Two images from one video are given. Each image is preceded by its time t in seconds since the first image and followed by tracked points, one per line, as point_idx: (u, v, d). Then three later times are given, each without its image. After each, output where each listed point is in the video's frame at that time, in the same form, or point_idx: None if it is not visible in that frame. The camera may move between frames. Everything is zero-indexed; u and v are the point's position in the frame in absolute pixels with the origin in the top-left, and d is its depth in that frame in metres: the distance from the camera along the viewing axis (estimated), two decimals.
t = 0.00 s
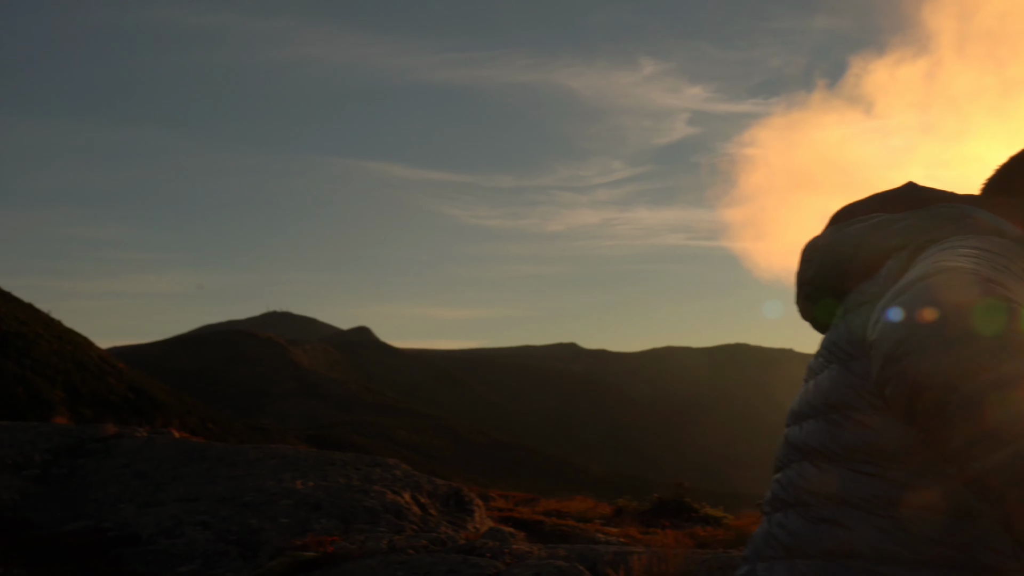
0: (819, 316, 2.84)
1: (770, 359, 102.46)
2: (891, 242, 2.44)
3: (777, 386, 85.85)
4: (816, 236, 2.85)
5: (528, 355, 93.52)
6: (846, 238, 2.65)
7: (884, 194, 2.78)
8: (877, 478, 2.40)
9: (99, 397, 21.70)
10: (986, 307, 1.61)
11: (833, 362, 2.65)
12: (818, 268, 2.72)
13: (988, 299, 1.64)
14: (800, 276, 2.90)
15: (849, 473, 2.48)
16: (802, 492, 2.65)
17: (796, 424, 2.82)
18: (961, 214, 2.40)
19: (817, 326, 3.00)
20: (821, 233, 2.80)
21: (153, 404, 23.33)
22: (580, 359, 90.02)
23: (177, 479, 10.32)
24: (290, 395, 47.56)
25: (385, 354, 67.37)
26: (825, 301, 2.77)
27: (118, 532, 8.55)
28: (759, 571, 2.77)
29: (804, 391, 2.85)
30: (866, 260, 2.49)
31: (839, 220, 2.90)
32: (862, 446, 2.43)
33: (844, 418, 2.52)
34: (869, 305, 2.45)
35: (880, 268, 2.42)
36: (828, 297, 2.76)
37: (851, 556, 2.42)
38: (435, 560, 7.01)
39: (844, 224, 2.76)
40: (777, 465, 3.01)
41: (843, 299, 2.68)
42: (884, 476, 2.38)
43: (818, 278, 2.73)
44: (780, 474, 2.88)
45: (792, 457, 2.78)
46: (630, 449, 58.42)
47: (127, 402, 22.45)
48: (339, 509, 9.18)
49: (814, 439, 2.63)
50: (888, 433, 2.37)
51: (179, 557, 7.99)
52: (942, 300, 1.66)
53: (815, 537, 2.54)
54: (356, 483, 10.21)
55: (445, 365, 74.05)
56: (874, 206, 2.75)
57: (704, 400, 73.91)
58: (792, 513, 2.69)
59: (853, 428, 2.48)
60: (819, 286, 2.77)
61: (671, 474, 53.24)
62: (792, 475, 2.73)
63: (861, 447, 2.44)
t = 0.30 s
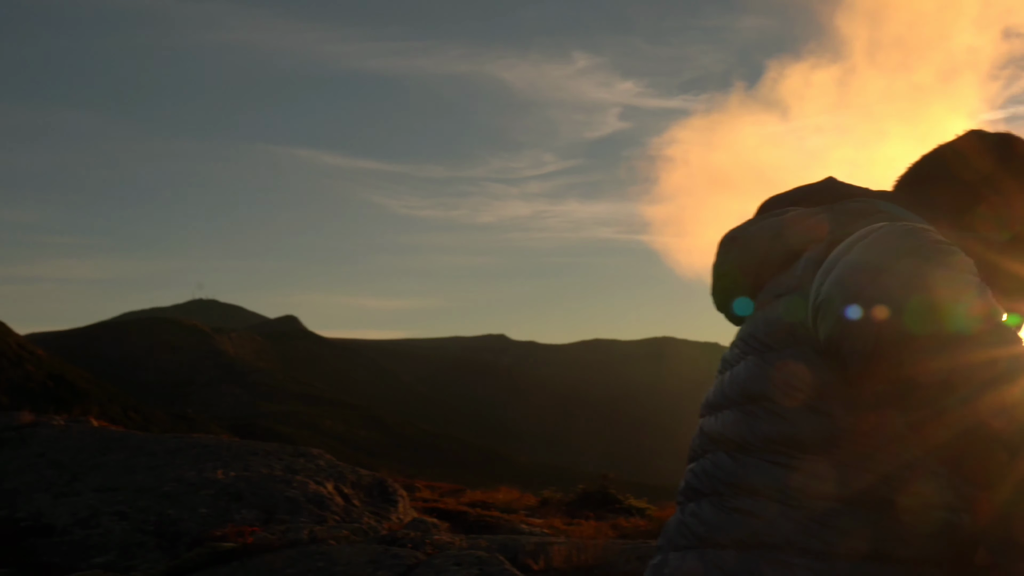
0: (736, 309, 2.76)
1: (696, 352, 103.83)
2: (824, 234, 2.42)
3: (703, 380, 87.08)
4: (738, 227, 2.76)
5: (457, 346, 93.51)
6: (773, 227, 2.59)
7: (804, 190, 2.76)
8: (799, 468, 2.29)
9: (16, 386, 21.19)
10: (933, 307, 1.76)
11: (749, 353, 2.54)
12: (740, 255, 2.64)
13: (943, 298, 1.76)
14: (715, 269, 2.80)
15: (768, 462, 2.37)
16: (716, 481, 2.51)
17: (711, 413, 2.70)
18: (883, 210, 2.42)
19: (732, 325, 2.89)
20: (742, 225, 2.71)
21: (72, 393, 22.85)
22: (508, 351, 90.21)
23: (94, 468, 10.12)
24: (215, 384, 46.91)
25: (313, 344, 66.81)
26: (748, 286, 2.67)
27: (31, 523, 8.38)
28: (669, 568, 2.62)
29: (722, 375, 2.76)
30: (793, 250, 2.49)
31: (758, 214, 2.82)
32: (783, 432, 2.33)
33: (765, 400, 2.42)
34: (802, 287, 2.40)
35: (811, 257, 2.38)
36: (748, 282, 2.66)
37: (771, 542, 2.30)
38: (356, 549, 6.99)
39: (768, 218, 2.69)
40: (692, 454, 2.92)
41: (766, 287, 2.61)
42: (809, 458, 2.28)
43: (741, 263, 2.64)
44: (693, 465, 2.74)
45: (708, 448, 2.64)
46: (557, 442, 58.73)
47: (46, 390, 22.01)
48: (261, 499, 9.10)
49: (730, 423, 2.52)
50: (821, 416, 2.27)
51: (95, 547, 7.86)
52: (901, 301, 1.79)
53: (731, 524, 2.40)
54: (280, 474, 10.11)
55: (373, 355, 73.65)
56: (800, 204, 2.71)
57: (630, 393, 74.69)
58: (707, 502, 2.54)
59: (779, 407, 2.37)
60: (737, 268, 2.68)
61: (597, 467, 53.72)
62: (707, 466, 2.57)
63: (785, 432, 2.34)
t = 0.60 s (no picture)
0: (704, 304, 2.77)
1: (667, 353, 104.24)
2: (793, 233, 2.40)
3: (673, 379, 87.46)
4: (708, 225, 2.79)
5: (428, 344, 93.39)
6: (744, 221, 2.60)
7: (774, 192, 2.77)
8: (765, 466, 2.30)
9: None
10: (906, 313, 1.66)
11: (714, 351, 2.56)
12: (709, 252, 2.65)
13: (906, 302, 1.66)
14: (683, 270, 2.82)
15: (738, 459, 2.38)
16: (683, 480, 2.53)
17: (677, 406, 2.72)
18: (850, 211, 2.39)
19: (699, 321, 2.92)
20: (712, 226, 2.72)
21: (38, 388, 22.60)
22: (478, 350, 90.17)
23: (58, 464, 10.03)
24: (183, 380, 46.58)
25: (283, 341, 66.50)
26: (717, 281, 2.67)
27: None
28: (632, 565, 2.64)
29: (688, 371, 2.76)
30: (762, 247, 2.49)
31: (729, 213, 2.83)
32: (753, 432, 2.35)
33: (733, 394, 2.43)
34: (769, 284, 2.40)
35: (779, 255, 2.37)
36: (717, 277, 2.66)
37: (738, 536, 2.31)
38: (321, 547, 6.97)
39: (737, 217, 2.71)
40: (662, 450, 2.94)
41: (735, 283, 2.60)
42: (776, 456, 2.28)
43: (711, 260, 2.65)
44: (658, 460, 2.77)
45: (674, 445, 2.66)
46: (526, 442, 58.79)
47: (11, 386, 21.77)
48: (226, 496, 9.06)
49: (697, 421, 2.54)
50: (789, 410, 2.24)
51: (57, 543, 7.79)
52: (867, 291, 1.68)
53: (702, 522, 2.41)
54: (246, 470, 10.07)
55: (344, 352, 73.41)
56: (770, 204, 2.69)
57: (601, 392, 74.87)
58: (671, 499, 2.57)
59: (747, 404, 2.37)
60: (707, 264, 2.68)
61: (566, 466, 53.81)
62: (672, 461, 2.61)
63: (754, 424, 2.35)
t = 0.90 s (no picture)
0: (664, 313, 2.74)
1: (631, 356, 104.71)
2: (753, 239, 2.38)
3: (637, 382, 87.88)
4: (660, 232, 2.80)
5: (393, 345, 93.20)
6: (696, 231, 2.60)
7: (727, 199, 2.78)
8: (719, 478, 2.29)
9: None
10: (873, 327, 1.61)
11: (676, 354, 2.51)
12: (670, 256, 2.64)
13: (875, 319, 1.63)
14: (638, 276, 2.84)
15: (695, 463, 2.36)
16: (643, 484, 2.49)
17: (635, 411, 2.71)
18: (804, 211, 2.39)
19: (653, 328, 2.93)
20: (668, 234, 2.71)
21: None
22: (442, 351, 90.10)
23: (13, 465, 9.88)
24: (144, 381, 46.14)
25: (246, 341, 66.06)
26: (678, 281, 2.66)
27: None
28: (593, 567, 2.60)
29: (647, 376, 2.73)
30: (718, 253, 2.48)
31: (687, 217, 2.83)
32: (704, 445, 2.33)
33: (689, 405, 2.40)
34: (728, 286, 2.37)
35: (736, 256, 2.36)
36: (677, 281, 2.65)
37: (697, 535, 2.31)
38: (280, 549, 6.93)
39: (695, 220, 2.70)
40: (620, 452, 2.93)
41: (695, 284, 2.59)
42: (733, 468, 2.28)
43: (672, 263, 2.64)
44: (617, 465, 2.73)
45: (633, 448, 2.62)
46: (489, 443, 58.84)
47: None
48: (185, 497, 8.98)
49: (654, 431, 2.52)
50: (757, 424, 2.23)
51: (11, 545, 7.65)
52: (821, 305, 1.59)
53: (658, 529, 2.39)
54: (205, 472, 9.98)
55: (307, 353, 73.04)
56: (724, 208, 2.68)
57: (564, 394, 75.06)
58: (623, 506, 2.56)
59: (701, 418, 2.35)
60: (668, 269, 2.67)
61: (530, 468, 53.90)
62: (631, 467, 2.56)
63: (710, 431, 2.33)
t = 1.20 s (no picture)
0: (604, 314, 2.79)
1: (588, 358, 104.96)
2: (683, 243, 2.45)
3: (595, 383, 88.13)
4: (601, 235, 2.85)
5: (350, 345, 92.72)
6: (632, 232, 2.67)
7: (664, 203, 2.83)
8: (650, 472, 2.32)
9: None
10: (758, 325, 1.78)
11: (615, 354, 2.58)
12: (608, 258, 2.70)
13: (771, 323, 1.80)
14: (579, 279, 2.89)
15: (635, 458, 2.39)
16: (587, 486, 2.52)
17: (578, 414, 2.75)
18: (738, 209, 2.48)
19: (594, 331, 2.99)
20: (605, 238, 2.78)
21: None
22: (400, 352, 89.79)
23: None
24: (97, 381, 45.51)
25: (201, 341, 65.38)
26: (617, 284, 2.70)
27: None
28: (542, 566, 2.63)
29: (591, 377, 2.78)
30: (653, 252, 2.55)
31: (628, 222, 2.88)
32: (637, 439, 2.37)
33: (628, 402, 2.44)
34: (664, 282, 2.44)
35: (670, 254, 2.44)
36: (615, 282, 2.69)
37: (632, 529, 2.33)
38: (231, 549, 6.87)
39: (634, 222, 2.77)
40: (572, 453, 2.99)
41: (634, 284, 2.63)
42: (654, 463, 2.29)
43: (612, 265, 2.70)
44: (564, 469, 2.75)
45: (578, 452, 2.65)
46: (447, 443, 58.71)
47: None
48: (135, 498, 8.88)
49: (595, 430, 2.56)
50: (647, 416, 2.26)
51: None
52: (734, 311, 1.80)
53: (601, 529, 2.41)
54: (156, 472, 9.86)
55: (263, 353, 72.45)
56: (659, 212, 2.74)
57: (522, 396, 75.07)
58: (572, 507, 2.58)
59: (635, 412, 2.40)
60: (607, 272, 2.73)
61: (487, 469, 53.82)
62: (576, 469, 2.60)
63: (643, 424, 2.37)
